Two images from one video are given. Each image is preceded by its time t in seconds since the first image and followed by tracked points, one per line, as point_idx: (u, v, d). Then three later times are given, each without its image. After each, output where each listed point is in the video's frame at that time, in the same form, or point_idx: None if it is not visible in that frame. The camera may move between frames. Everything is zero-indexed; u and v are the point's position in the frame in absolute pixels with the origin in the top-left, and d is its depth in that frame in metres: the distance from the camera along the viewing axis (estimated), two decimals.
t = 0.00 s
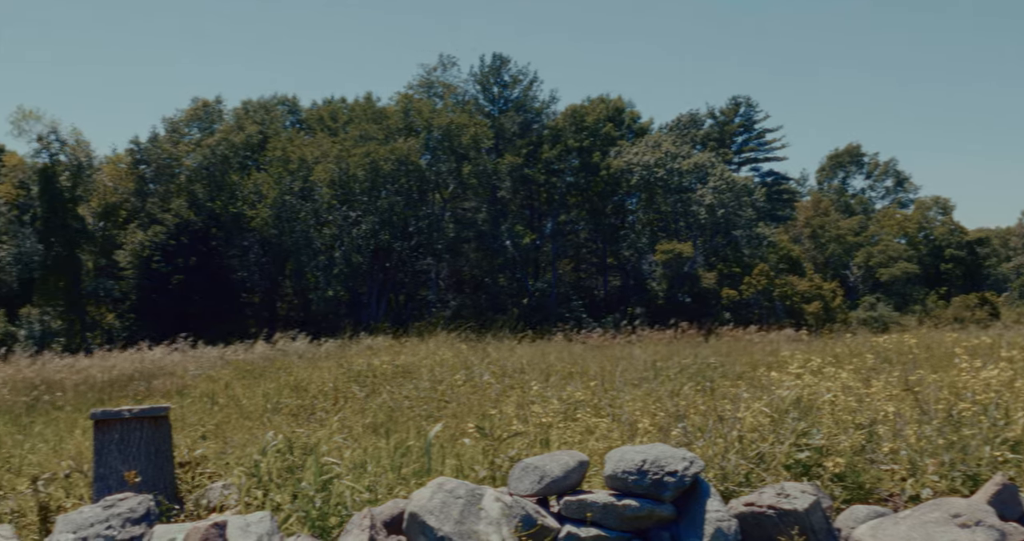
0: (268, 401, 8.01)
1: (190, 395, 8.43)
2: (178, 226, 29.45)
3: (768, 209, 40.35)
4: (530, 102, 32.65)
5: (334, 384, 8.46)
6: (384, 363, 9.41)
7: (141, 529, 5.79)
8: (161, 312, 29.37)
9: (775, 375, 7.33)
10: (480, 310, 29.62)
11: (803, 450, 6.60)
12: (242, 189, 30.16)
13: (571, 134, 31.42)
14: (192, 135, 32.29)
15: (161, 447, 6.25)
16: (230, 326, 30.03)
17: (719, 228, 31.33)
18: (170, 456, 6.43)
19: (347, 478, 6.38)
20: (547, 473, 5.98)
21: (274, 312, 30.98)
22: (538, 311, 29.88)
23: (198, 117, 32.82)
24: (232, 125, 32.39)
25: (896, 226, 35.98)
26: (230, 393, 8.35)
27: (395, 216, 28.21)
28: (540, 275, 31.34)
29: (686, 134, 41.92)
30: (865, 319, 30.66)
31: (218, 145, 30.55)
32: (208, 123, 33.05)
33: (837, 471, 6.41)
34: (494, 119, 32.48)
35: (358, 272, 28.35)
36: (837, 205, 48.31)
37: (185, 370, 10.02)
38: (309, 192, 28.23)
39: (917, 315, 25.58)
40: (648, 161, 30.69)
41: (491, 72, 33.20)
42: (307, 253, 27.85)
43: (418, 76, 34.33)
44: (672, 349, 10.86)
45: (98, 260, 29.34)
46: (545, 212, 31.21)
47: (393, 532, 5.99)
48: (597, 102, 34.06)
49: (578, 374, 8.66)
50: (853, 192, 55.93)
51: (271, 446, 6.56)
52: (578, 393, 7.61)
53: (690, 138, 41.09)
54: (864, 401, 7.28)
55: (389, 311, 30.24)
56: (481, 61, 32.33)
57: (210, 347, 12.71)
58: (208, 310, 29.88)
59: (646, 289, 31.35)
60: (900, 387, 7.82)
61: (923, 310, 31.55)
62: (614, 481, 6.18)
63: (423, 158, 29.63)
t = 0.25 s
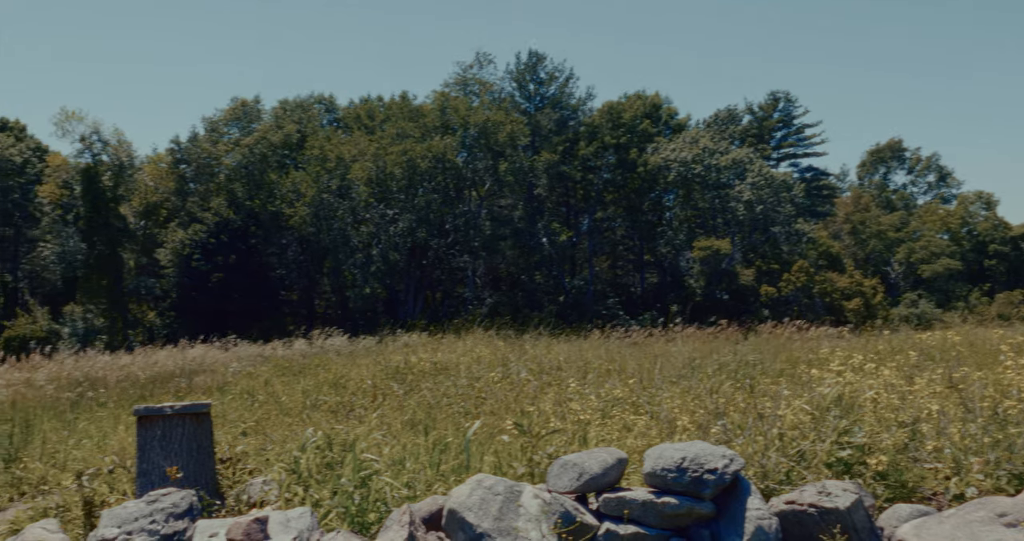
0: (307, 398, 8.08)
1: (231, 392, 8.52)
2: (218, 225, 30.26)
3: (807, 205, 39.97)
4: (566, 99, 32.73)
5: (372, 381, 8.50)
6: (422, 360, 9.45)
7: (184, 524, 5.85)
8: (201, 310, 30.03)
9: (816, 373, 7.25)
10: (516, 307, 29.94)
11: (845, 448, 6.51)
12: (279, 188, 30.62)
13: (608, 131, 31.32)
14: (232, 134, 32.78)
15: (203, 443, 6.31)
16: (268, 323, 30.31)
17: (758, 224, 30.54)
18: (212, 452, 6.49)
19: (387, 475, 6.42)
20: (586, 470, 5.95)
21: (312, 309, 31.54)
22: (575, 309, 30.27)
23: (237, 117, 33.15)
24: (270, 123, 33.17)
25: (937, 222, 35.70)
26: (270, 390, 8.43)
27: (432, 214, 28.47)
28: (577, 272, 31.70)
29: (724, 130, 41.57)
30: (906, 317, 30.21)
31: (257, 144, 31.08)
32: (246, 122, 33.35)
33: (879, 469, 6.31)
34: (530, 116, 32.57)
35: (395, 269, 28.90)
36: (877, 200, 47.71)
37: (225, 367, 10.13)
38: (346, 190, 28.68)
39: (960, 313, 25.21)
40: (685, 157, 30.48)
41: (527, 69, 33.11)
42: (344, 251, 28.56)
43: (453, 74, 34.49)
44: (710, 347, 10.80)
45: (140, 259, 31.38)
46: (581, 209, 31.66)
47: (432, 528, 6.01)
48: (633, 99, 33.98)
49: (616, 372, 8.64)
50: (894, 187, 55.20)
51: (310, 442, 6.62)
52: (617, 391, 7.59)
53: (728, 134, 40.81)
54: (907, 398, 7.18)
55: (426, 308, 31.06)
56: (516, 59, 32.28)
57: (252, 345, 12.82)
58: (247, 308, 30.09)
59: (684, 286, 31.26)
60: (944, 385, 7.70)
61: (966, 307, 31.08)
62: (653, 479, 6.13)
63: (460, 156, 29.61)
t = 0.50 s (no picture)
0: (337, 393, 8.13)
1: (262, 388, 8.59)
2: (248, 222, 30.65)
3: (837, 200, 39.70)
4: (594, 94, 32.88)
5: (402, 377, 8.53)
6: (451, 356, 9.48)
7: (217, 518, 5.89)
8: (232, 306, 30.27)
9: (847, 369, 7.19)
10: (544, 303, 30.09)
11: (878, 445, 6.45)
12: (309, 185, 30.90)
13: (637, 127, 31.40)
14: (261, 132, 33.80)
15: (234, 438, 6.35)
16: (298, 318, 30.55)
17: (788, 220, 29.93)
18: (243, 447, 6.54)
19: (416, 470, 6.45)
20: (615, 466, 5.93)
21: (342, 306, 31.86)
22: (604, 305, 30.04)
23: (267, 114, 34.34)
24: (301, 121, 33.99)
25: (971, 217, 34.82)
26: (300, 386, 8.49)
27: (460, 210, 28.81)
28: (606, 269, 31.47)
29: (755, 125, 41.32)
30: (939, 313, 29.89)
31: (287, 141, 31.51)
32: (278, 120, 34.54)
33: (912, 467, 6.24)
34: (558, 112, 32.70)
35: (423, 265, 29.09)
36: (910, 195, 47.19)
37: (255, 363, 10.21)
38: (375, 187, 29.07)
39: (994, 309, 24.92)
40: (714, 152, 30.62)
41: (555, 65, 33.14)
42: (374, 247, 28.73)
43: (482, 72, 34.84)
44: (740, 343, 10.74)
45: (171, 256, 31.05)
46: (610, 205, 31.79)
47: (462, 524, 6.02)
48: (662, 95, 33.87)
49: (645, 368, 8.62)
50: (928, 182, 54.59)
51: (341, 437, 6.65)
52: (647, 387, 7.58)
53: (758, 129, 40.59)
54: (941, 395, 7.10)
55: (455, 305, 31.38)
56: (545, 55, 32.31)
57: (283, 340, 12.94)
58: (277, 304, 30.34)
59: (713, 281, 31.47)
60: (978, 381, 7.60)
61: (1000, 303, 30.69)
62: (683, 475, 6.10)
63: (489, 152, 29.93)
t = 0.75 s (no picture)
0: (365, 391, 8.17)
1: (290, 385, 8.65)
2: (275, 221, 30.70)
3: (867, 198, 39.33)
4: (621, 92, 32.73)
5: (429, 375, 8.55)
6: (478, 354, 9.49)
7: (247, 515, 5.88)
8: (259, 304, 30.23)
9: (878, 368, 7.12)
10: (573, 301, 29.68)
11: (909, 444, 6.38)
12: (337, 184, 31.35)
13: (664, 124, 31.12)
14: (289, 130, 33.93)
15: (263, 435, 6.38)
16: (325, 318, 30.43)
17: (817, 218, 30.18)
18: (272, 445, 6.57)
19: (444, 468, 6.45)
20: (644, 464, 5.91)
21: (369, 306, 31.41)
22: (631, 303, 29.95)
23: (295, 113, 34.32)
24: (329, 119, 34.23)
25: (1005, 214, 34.72)
26: (328, 383, 8.53)
27: (487, 208, 28.89)
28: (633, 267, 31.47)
29: (784, 122, 41.04)
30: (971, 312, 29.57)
31: (314, 140, 31.79)
32: (306, 119, 34.57)
33: (945, 467, 6.17)
34: (585, 109, 32.62)
35: (450, 263, 29.20)
36: (941, 192, 46.64)
37: (284, 361, 10.27)
38: (402, 185, 29.44)
39: None
40: (743, 149, 30.48)
41: (582, 63, 33.10)
42: (401, 246, 28.79)
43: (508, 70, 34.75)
44: (770, 342, 10.67)
45: (201, 254, 32.26)
46: (637, 203, 31.50)
47: (490, 522, 6.01)
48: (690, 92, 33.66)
49: (673, 366, 8.59)
50: (960, 179, 53.94)
51: (369, 434, 6.68)
52: (675, 386, 7.55)
53: (788, 126, 40.31)
54: (974, 395, 7.01)
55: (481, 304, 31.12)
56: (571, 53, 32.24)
57: (313, 337, 12.99)
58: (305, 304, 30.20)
59: (741, 280, 31.01)
60: (1012, 381, 7.51)
61: None
62: (713, 474, 6.06)
63: (516, 150, 29.95)
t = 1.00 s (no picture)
0: (393, 388, 8.21)
1: (320, 381, 8.70)
2: (306, 218, 31.39)
3: (898, 195, 38.91)
4: (649, 89, 32.54)
5: (457, 372, 8.57)
6: (506, 351, 9.49)
7: (277, 510, 5.85)
8: (289, 302, 31.32)
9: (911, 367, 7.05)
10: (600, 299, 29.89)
11: (942, 444, 6.31)
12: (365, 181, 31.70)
13: (693, 121, 30.81)
14: (318, 128, 35.13)
15: (293, 432, 6.42)
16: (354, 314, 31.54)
17: (848, 214, 29.92)
18: (302, 441, 6.61)
19: (473, 465, 6.46)
20: (674, 462, 5.88)
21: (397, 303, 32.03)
22: (659, 301, 29.90)
23: (325, 111, 35.68)
24: (359, 117, 34.53)
25: None
26: (358, 380, 8.58)
27: (515, 206, 29.12)
28: (662, 265, 31.39)
29: (814, 119, 40.72)
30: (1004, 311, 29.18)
31: (343, 138, 31.95)
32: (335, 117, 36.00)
33: (979, 467, 6.09)
34: (613, 107, 32.53)
35: (478, 260, 29.32)
36: (974, 190, 46.08)
37: (313, 357, 10.33)
38: (430, 183, 29.59)
39: None
40: (773, 147, 30.34)
41: (610, 60, 33.07)
42: (429, 243, 29.11)
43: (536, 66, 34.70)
44: (801, 340, 10.59)
45: (230, 251, 31.48)
46: (665, 201, 31.32)
47: (518, 519, 6.01)
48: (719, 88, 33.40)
49: (702, 364, 8.56)
50: (994, 176, 53.25)
51: (398, 431, 6.71)
52: (705, 384, 7.52)
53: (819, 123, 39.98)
54: (1009, 395, 6.92)
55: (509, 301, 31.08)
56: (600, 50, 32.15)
57: (344, 334, 13.05)
58: (333, 301, 31.52)
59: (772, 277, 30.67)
60: None
61: None
62: (743, 473, 6.02)
63: (544, 147, 29.97)
